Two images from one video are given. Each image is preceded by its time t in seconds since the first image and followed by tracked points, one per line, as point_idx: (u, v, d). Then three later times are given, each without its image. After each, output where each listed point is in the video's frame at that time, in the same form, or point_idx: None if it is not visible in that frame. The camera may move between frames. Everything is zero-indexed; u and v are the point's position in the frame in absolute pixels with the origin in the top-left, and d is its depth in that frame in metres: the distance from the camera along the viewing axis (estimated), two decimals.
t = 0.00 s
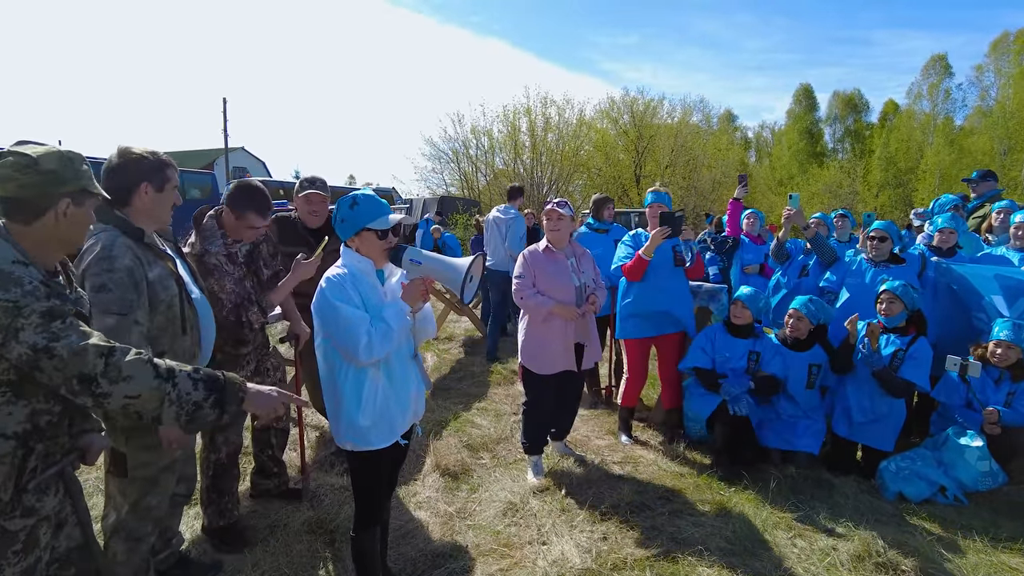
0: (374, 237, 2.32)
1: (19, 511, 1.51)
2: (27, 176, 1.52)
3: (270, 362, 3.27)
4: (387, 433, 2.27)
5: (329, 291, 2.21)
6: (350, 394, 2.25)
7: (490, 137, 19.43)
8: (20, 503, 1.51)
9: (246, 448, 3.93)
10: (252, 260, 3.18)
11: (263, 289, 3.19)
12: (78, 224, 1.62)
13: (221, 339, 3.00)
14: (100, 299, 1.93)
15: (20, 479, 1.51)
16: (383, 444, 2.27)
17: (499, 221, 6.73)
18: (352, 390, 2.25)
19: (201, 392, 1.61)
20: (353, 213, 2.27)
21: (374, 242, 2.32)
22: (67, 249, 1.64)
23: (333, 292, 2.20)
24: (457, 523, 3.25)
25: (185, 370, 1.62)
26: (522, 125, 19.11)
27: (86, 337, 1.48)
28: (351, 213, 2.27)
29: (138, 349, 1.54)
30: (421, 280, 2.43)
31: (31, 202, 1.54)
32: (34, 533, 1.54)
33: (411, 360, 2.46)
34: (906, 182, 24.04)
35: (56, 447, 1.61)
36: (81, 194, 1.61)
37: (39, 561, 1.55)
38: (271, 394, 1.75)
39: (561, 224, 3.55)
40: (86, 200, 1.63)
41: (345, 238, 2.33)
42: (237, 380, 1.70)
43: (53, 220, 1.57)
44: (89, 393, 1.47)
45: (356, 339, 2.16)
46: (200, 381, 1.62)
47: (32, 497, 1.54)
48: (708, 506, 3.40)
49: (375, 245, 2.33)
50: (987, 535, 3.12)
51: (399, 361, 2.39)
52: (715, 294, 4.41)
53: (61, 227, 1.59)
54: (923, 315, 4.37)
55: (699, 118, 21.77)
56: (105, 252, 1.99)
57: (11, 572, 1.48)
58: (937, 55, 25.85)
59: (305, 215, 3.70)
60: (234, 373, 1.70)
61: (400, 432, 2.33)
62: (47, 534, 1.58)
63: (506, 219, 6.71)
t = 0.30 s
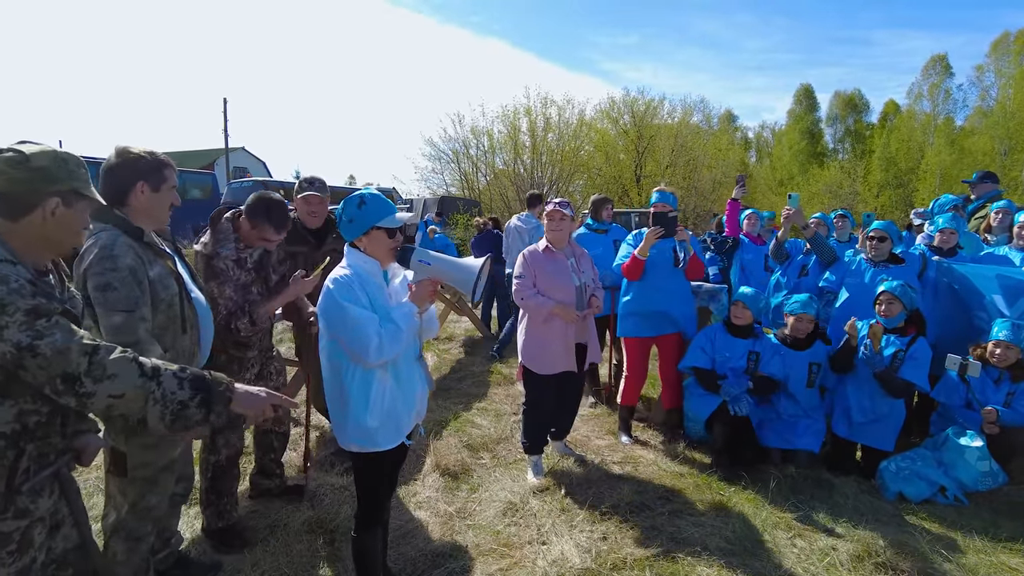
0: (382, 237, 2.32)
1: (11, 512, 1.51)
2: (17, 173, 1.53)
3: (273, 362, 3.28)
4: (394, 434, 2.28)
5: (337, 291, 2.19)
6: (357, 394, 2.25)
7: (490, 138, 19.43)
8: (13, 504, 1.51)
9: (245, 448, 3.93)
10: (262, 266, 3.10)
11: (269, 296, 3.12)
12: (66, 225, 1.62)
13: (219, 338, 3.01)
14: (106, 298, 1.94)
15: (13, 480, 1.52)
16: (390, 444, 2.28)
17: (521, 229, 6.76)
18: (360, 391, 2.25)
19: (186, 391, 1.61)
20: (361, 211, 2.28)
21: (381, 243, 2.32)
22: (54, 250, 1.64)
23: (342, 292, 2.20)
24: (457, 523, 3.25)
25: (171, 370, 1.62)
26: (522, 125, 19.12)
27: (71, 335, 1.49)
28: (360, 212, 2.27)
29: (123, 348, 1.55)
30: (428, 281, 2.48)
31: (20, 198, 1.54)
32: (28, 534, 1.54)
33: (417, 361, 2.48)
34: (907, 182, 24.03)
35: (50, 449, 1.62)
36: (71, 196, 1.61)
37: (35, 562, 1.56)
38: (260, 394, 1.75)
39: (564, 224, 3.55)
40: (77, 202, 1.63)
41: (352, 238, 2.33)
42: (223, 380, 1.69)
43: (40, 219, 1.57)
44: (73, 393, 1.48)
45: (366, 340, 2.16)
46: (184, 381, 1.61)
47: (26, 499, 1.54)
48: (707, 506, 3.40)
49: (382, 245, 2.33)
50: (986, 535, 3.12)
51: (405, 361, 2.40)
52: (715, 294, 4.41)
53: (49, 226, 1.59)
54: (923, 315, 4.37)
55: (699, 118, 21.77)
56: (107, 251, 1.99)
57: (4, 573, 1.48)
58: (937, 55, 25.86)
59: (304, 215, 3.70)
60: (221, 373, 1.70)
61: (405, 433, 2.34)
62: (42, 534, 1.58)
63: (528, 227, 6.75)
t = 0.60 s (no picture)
0: (385, 236, 2.32)
1: (9, 511, 1.51)
2: (20, 173, 1.53)
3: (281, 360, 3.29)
4: (398, 436, 2.29)
5: (343, 292, 2.20)
6: (362, 396, 2.25)
7: (490, 138, 19.44)
8: (11, 504, 1.52)
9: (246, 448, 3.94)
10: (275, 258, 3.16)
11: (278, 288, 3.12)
12: (68, 227, 1.62)
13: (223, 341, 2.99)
14: (97, 297, 1.93)
15: (11, 481, 1.52)
16: (394, 446, 2.29)
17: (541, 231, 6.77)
18: (365, 393, 2.25)
19: (181, 393, 1.61)
20: (364, 212, 2.28)
21: (384, 242, 2.33)
22: (52, 251, 1.64)
23: (348, 293, 2.20)
24: (457, 523, 3.25)
25: (167, 371, 1.62)
26: (522, 125, 19.12)
27: (68, 333, 1.49)
28: (363, 212, 2.28)
29: (120, 346, 1.56)
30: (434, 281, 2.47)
31: (22, 198, 1.54)
32: (26, 534, 1.55)
33: (422, 363, 2.49)
34: (907, 182, 24.03)
35: (48, 448, 1.62)
36: (73, 198, 1.62)
37: (33, 561, 1.57)
38: (254, 398, 1.72)
39: (574, 224, 3.52)
40: (79, 205, 1.64)
41: (355, 238, 2.33)
42: (219, 382, 1.69)
43: (41, 220, 1.58)
44: (70, 390, 1.48)
45: (372, 341, 2.17)
46: (179, 382, 1.61)
47: (24, 499, 1.55)
48: (707, 506, 3.40)
49: (386, 244, 2.33)
50: (985, 535, 3.12)
51: (411, 363, 2.41)
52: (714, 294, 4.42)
53: (50, 228, 1.59)
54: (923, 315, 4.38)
55: (699, 118, 21.80)
56: (99, 251, 1.99)
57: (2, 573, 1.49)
58: (937, 55, 25.87)
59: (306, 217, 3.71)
60: (216, 375, 1.69)
61: (410, 434, 2.35)
62: (40, 534, 1.59)
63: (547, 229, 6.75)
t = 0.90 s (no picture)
0: (382, 235, 2.33)
1: (14, 509, 1.52)
2: (17, 170, 1.54)
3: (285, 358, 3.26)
4: (401, 434, 2.30)
5: (345, 292, 2.20)
6: (364, 395, 2.26)
7: (489, 138, 19.45)
8: (15, 501, 1.52)
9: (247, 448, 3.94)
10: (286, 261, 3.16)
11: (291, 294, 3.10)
12: (64, 224, 1.63)
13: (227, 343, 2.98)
14: (87, 297, 1.95)
15: (14, 479, 1.53)
16: (397, 444, 2.30)
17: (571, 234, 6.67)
18: (367, 392, 2.26)
19: (181, 383, 1.60)
20: (358, 212, 2.29)
21: (382, 240, 2.34)
22: (48, 248, 1.64)
23: (350, 293, 2.20)
24: (457, 522, 3.26)
25: (167, 363, 1.61)
26: (521, 125, 19.13)
27: (68, 328, 1.49)
28: (357, 212, 2.29)
29: (120, 341, 1.56)
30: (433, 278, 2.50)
31: (20, 195, 1.55)
32: (30, 531, 1.55)
33: (422, 361, 2.50)
34: (907, 182, 24.02)
35: (51, 445, 1.62)
36: (70, 196, 1.63)
37: (37, 558, 1.57)
38: (254, 388, 1.73)
39: (575, 225, 3.54)
40: (76, 202, 1.64)
41: (353, 238, 2.33)
42: (218, 372, 1.69)
43: (37, 217, 1.58)
44: (71, 385, 1.49)
45: (375, 339, 2.18)
46: (179, 372, 1.61)
47: (28, 497, 1.55)
48: (706, 505, 3.41)
49: (383, 243, 2.34)
50: (984, 534, 3.13)
51: (412, 362, 2.42)
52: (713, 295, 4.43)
53: (47, 225, 1.60)
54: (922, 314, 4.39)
55: (698, 118, 21.83)
56: (89, 250, 2.01)
57: (7, 570, 1.49)
58: (937, 55, 25.86)
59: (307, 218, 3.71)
60: (216, 366, 1.69)
61: (411, 432, 2.36)
62: (44, 531, 1.59)
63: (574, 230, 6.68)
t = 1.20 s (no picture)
0: (383, 233, 2.34)
1: (9, 511, 1.52)
2: (8, 168, 1.54)
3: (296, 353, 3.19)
4: (402, 432, 2.30)
5: (344, 291, 2.20)
6: (365, 395, 2.25)
7: (489, 138, 19.46)
8: (10, 503, 1.52)
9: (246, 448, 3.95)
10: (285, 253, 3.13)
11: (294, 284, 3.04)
12: (53, 224, 1.62)
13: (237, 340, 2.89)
14: (82, 295, 1.94)
15: (9, 481, 1.53)
16: (398, 442, 2.30)
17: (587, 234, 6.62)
18: (367, 391, 2.26)
19: (154, 400, 1.60)
20: (359, 211, 2.28)
21: (383, 239, 2.34)
22: (36, 248, 1.64)
23: (349, 292, 2.20)
24: (456, 521, 3.26)
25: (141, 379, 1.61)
26: (521, 125, 19.13)
27: (40, 339, 1.48)
28: (358, 211, 2.28)
29: (91, 356, 1.55)
30: (432, 278, 2.51)
31: (10, 193, 1.55)
32: (27, 532, 1.55)
33: (421, 359, 2.50)
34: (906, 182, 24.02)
35: (46, 448, 1.62)
36: (61, 195, 1.63)
37: (35, 559, 1.57)
38: (227, 401, 1.76)
39: (571, 224, 3.52)
40: (66, 202, 1.65)
41: (352, 238, 2.33)
42: (191, 388, 1.69)
43: (26, 215, 1.58)
44: (40, 398, 1.48)
45: (375, 338, 2.18)
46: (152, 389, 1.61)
47: (25, 498, 1.55)
48: (705, 504, 3.41)
49: (384, 242, 2.35)
50: (984, 533, 3.13)
51: (411, 361, 2.42)
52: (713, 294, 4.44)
53: (36, 224, 1.60)
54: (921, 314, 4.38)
55: (697, 118, 21.86)
56: (89, 248, 2.01)
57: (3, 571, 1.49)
58: (936, 55, 25.86)
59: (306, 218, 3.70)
60: (189, 382, 1.69)
61: (412, 430, 2.37)
62: (43, 531, 1.60)
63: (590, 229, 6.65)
